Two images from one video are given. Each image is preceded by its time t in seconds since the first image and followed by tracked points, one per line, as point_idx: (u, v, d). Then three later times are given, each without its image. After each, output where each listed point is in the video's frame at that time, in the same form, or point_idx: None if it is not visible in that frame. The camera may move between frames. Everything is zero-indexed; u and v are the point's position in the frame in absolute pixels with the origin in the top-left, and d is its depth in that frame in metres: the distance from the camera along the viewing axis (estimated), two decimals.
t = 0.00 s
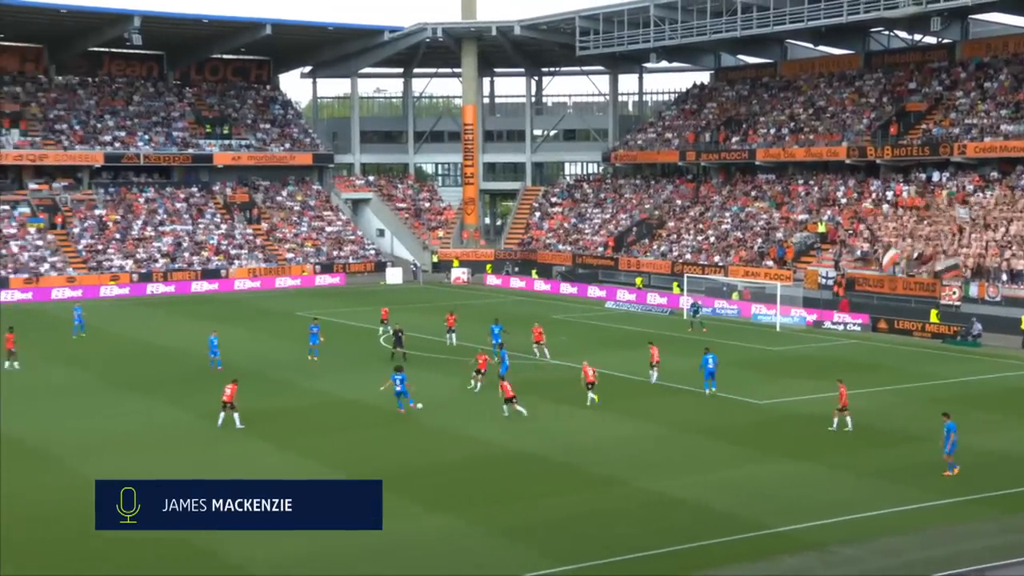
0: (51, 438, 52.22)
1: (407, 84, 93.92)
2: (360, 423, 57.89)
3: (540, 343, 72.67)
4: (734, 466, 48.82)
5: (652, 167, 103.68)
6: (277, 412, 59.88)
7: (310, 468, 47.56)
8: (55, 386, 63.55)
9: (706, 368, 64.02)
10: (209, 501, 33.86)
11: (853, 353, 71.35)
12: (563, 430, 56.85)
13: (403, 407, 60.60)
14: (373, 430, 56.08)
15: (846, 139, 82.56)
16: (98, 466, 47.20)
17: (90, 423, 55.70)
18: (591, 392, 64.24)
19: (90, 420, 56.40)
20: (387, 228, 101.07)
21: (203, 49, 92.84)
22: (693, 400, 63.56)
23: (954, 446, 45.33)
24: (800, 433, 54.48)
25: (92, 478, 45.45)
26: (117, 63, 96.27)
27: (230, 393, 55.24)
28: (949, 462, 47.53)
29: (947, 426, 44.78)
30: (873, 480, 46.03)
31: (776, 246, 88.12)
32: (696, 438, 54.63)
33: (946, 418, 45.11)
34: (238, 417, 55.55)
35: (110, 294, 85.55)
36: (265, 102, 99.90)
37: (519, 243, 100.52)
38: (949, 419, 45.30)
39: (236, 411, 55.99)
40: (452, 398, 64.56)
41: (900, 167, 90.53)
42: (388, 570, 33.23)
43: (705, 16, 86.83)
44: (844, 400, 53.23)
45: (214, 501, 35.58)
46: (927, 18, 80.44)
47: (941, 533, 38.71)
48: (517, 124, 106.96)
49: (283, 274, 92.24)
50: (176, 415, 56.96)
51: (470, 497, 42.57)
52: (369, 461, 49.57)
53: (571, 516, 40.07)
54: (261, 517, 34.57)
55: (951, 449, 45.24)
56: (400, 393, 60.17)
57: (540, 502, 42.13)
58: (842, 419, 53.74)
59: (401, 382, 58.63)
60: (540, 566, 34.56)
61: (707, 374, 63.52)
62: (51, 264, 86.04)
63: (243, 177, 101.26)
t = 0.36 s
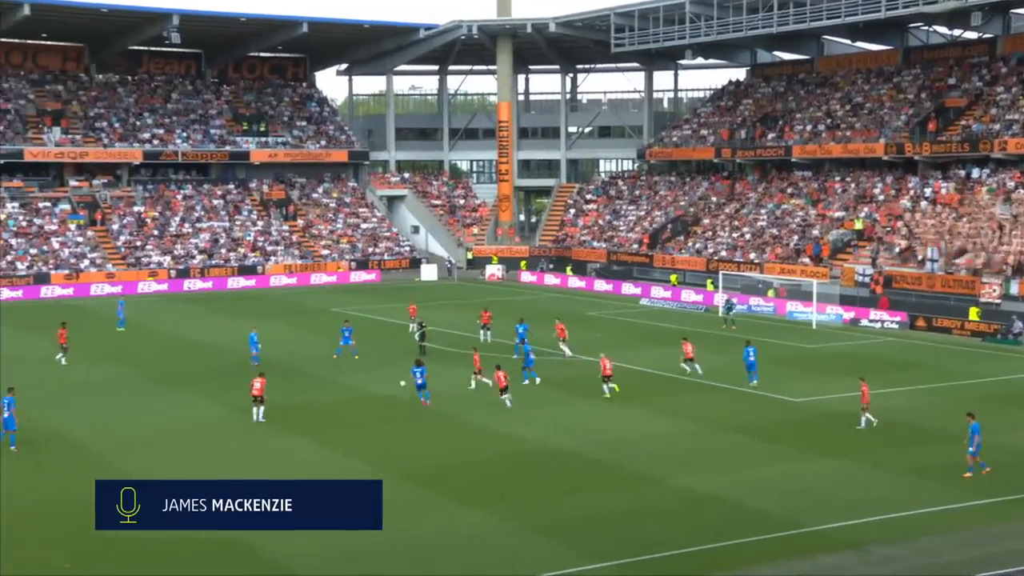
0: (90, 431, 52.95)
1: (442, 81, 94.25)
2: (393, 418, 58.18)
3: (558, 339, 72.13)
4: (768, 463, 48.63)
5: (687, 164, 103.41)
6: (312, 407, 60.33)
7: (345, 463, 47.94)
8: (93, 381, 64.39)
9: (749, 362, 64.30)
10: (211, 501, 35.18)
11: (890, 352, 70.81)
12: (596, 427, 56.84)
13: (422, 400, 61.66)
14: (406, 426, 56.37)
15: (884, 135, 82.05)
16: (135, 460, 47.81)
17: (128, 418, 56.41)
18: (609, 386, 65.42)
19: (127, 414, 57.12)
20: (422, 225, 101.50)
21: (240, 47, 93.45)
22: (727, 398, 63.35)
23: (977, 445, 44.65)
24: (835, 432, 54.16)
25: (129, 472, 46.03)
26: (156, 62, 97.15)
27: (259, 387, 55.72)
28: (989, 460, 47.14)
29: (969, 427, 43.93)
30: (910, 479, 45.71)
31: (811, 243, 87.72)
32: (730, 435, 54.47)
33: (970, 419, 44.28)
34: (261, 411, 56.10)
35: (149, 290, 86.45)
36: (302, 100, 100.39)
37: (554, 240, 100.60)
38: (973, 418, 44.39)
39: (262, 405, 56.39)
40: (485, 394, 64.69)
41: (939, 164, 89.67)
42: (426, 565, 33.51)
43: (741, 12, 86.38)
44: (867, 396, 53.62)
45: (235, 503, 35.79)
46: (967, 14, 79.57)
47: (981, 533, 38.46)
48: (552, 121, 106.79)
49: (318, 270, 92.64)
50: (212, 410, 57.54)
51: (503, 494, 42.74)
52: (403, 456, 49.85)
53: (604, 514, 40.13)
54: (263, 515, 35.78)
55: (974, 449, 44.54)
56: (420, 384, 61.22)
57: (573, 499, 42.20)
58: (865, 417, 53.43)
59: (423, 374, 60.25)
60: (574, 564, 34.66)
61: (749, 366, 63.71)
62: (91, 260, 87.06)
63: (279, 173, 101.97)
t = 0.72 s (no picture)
0: (107, 428, 50.80)
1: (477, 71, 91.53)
2: (423, 416, 55.72)
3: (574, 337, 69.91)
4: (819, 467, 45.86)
5: (729, 157, 99.99)
6: (338, 405, 57.89)
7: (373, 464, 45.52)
8: (113, 377, 62.20)
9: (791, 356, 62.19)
10: (211, 501, 34.46)
11: (942, 352, 67.62)
12: (635, 428, 54.12)
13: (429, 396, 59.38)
14: (436, 425, 53.89)
15: (936, 126, 78.58)
16: (153, 459, 45.65)
17: (148, 415, 54.22)
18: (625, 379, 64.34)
19: (147, 411, 54.90)
20: (454, 220, 98.79)
21: (267, 36, 90.79)
22: (771, 398, 60.48)
23: None
24: (889, 434, 51.23)
25: (147, 472, 43.80)
26: (182, 52, 94.76)
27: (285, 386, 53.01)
28: None
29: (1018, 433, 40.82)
30: (972, 486, 42.82)
31: (859, 239, 84.16)
32: (777, 437, 51.66)
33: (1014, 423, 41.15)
34: (288, 410, 53.35)
35: (173, 286, 84.03)
36: (331, 91, 97.69)
37: (590, 235, 97.53)
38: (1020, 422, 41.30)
39: (285, 403, 53.78)
40: (518, 393, 62.07)
41: (995, 155, 85.75)
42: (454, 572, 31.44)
43: None
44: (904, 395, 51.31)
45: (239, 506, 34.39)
46: None
47: None
48: (589, 112, 103.49)
49: (347, 266, 90.38)
50: (235, 407, 55.24)
51: (539, 499, 40.30)
52: (433, 456, 47.43)
53: (645, 520, 37.68)
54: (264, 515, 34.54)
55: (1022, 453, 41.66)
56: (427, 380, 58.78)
57: (612, 504, 39.74)
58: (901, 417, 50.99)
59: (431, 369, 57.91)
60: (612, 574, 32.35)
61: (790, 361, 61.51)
62: (115, 255, 84.78)
63: (307, 166, 99.37)
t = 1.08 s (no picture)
0: (118, 428, 48.96)
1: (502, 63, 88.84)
2: (448, 418, 53.20)
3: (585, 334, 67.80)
4: (870, 479, 43.18)
5: (764, 152, 96.75)
6: (359, 406, 55.39)
7: (398, 467, 43.05)
8: (126, 376, 60.12)
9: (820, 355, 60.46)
10: (211, 500, 32.55)
11: (988, 356, 64.58)
12: (671, 432, 51.43)
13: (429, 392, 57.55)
14: (461, 428, 51.31)
15: (983, 118, 75.38)
16: (165, 460, 43.54)
17: (161, 415, 51.94)
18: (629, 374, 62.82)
19: (161, 411, 52.60)
20: (479, 216, 95.88)
21: (287, 28, 88.09)
22: (812, 403, 57.67)
23: None
24: (941, 443, 48.47)
25: (159, 474, 41.87)
26: (200, 44, 92.13)
27: (306, 385, 50.63)
28: None
29: None
30: None
31: (900, 236, 80.81)
32: (822, 444, 48.95)
33: None
34: (307, 410, 50.94)
35: (191, 285, 81.46)
36: (353, 83, 94.99)
37: (620, 232, 94.60)
38: None
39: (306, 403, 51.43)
40: (546, 395, 59.45)
41: None
42: None
43: None
44: (933, 399, 49.53)
45: (245, 508, 32.54)
46: None
47: None
48: (619, 105, 100.48)
49: (369, 265, 87.79)
50: (253, 407, 52.87)
51: (574, 510, 37.80)
52: (460, 459, 44.98)
53: (689, 539, 35.14)
54: (266, 514, 33.44)
55: None
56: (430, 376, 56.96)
57: (654, 519, 37.20)
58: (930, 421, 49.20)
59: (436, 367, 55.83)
60: None
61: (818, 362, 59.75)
62: (131, 253, 82.61)
63: (328, 161, 96.81)
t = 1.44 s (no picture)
0: (129, 427, 48.64)
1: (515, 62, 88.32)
2: (462, 419, 52.72)
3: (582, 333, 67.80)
4: (892, 482, 42.55)
5: (780, 151, 95.94)
6: (373, 407, 54.93)
7: (414, 469, 42.52)
8: (137, 375, 59.80)
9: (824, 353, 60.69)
10: (213, 500, 31.11)
11: (1007, 357, 63.96)
12: (687, 434, 50.86)
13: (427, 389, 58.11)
14: (476, 428, 50.80)
15: (1003, 116, 74.64)
16: (175, 460, 43.19)
17: (173, 416, 51.48)
18: (624, 370, 63.47)
19: (173, 412, 52.16)
20: (492, 216, 95.45)
21: (300, 27, 87.71)
22: (829, 406, 57.04)
23: None
24: (959, 446, 47.84)
25: (169, 475, 41.48)
26: (212, 43, 91.84)
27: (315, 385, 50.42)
28: None
29: None
30: None
31: (918, 236, 80.05)
32: (840, 447, 48.34)
33: None
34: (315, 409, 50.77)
35: (204, 285, 81.32)
36: (366, 83, 94.58)
37: (634, 232, 94.08)
38: None
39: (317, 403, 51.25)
40: (560, 395, 58.93)
41: None
42: None
43: None
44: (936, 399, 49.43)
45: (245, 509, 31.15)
46: None
47: None
48: (633, 104, 99.86)
49: (382, 265, 87.55)
50: (267, 407, 52.42)
51: (593, 512, 37.28)
52: (476, 460, 44.48)
53: (712, 542, 34.55)
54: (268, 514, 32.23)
55: None
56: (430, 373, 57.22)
57: (671, 520, 36.66)
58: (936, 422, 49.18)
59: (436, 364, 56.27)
60: None
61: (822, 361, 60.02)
62: (144, 253, 82.39)
63: (341, 161, 96.37)
